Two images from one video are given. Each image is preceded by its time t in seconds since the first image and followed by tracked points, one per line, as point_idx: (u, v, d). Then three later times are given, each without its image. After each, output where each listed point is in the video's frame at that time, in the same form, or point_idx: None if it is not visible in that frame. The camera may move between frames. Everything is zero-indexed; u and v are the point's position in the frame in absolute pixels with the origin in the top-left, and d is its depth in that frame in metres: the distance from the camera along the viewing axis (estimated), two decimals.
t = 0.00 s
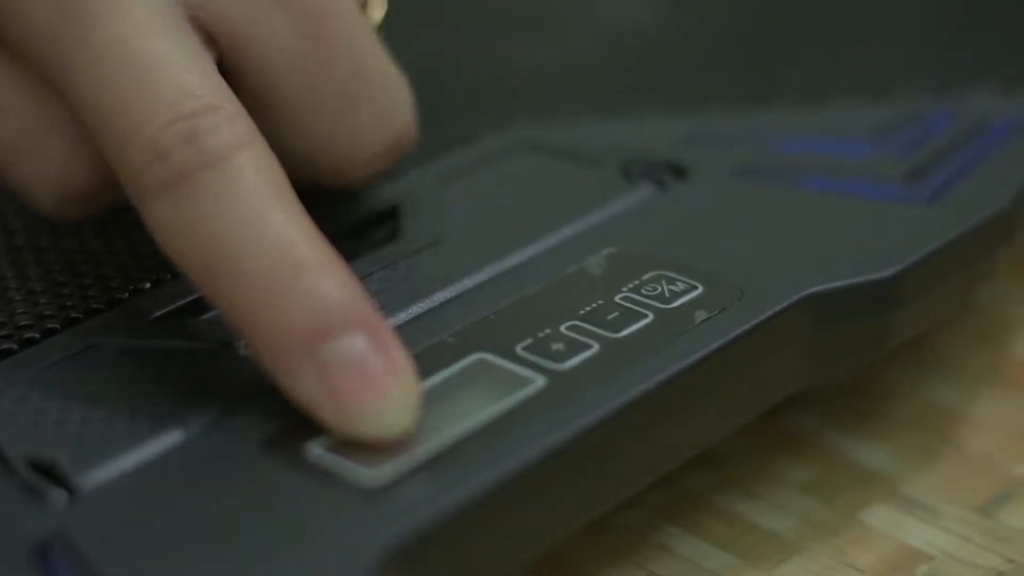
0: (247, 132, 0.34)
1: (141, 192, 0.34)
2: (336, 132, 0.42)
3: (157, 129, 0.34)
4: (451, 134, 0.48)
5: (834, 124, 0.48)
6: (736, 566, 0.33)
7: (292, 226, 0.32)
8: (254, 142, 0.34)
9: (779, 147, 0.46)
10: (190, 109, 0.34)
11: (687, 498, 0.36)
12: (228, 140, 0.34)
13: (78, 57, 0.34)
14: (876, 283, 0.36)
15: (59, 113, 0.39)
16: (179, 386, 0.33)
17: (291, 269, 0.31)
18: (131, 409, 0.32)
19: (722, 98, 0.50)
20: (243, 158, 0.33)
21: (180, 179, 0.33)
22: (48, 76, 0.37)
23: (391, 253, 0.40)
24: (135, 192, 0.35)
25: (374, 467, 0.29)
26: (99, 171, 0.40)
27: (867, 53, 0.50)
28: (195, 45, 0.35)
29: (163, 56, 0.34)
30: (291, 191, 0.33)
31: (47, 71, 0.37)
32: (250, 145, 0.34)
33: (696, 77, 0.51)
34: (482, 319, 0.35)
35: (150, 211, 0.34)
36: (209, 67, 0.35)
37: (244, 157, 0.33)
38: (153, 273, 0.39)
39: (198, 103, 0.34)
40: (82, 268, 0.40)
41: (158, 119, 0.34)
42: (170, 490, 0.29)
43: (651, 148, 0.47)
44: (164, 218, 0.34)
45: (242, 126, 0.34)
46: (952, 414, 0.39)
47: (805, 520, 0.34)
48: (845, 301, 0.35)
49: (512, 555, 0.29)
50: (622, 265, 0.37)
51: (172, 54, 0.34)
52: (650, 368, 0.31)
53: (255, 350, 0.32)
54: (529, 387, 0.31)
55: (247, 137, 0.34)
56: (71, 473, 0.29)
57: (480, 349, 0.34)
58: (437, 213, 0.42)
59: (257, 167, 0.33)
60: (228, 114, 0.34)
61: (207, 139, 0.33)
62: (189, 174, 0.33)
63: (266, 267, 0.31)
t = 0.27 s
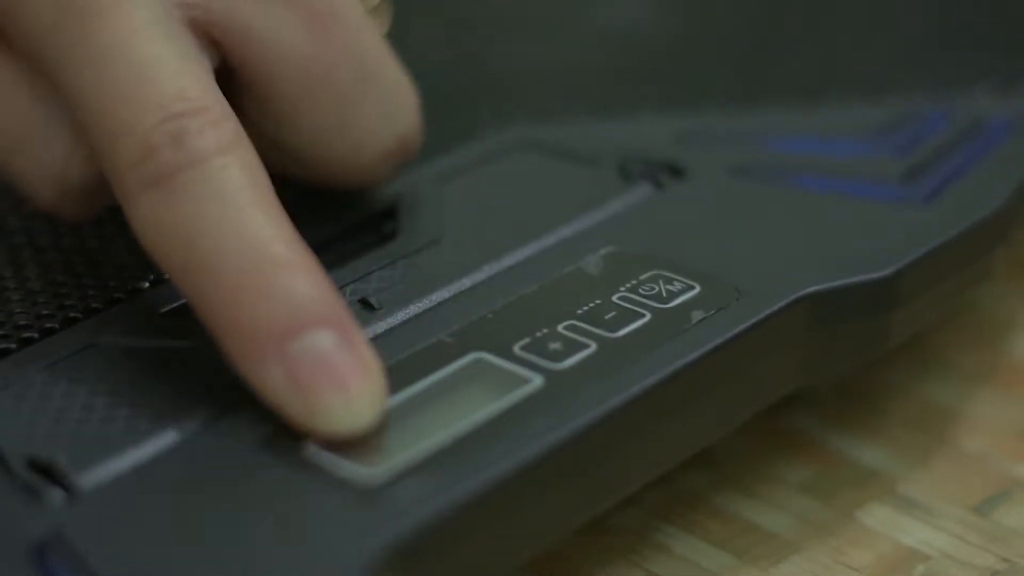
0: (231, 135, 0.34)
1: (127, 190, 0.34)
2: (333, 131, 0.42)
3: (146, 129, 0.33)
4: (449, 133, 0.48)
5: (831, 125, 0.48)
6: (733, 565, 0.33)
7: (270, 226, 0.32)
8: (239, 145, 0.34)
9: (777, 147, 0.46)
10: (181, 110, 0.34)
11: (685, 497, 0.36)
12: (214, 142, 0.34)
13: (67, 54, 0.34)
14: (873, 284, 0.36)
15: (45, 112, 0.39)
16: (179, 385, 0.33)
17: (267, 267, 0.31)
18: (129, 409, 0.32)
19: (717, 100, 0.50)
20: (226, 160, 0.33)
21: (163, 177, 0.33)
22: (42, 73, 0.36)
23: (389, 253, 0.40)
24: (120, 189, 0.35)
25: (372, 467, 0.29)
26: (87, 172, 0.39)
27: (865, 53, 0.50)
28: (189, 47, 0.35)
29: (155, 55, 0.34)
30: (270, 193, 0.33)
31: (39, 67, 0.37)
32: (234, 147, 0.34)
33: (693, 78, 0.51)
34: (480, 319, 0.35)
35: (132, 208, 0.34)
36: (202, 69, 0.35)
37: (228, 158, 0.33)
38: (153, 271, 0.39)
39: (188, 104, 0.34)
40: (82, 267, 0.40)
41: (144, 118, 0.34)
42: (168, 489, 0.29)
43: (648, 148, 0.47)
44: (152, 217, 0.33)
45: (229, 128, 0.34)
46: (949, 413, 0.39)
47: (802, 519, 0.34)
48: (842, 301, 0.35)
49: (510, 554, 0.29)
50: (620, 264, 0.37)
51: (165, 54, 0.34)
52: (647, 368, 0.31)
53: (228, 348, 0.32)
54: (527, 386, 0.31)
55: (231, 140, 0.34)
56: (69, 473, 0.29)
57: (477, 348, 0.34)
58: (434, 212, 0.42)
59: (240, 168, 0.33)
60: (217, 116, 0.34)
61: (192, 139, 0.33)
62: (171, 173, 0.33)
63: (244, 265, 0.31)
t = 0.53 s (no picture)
0: (224, 138, 0.34)
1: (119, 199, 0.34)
2: (322, 132, 0.42)
3: (137, 135, 0.34)
4: (446, 134, 0.48)
5: (824, 127, 0.48)
6: (730, 564, 0.33)
7: (266, 229, 0.32)
8: (232, 148, 0.34)
9: (771, 149, 0.46)
10: (171, 116, 0.34)
11: (682, 496, 0.36)
12: (206, 146, 0.34)
13: (53, 60, 0.35)
14: (868, 285, 0.36)
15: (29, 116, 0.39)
16: (179, 384, 0.33)
17: (265, 269, 0.31)
18: (129, 408, 0.32)
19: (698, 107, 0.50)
20: (219, 164, 0.33)
21: (156, 184, 0.33)
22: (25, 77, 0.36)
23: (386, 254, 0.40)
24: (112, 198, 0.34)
25: (373, 467, 0.29)
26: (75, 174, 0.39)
27: (857, 56, 0.51)
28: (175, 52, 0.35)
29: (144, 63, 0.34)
30: (265, 197, 0.33)
31: (26, 74, 0.37)
32: (227, 150, 0.34)
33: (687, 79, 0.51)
34: (478, 319, 0.35)
35: (126, 217, 0.34)
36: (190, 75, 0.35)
37: (221, 162, 0.33)
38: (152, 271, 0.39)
39: (178, 110, 0.34)
40: (81, 267, 0.40)
41: (137, 126, 0.34)
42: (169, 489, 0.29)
43: (643, 150, 0.47)
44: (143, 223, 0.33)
45: (220, 132, 0.34)
46: (942, 413, 0.39)
47: (798, 518, 0.35)
48: (837, 302, 0.36)
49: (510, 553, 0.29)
50: (617, 266, 0.38)
51: (155, 63, 0.34)
52: (646, 369, 0.32)
53: (227, 351, 0.32)
54: (525, 386, 0.32)
55: (224, 143, 0.34)
56: (70, 473, 0.29)
57: (476, 349, 0.34)
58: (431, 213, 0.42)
59: (235, 171, 0.33)
60: (207, 122, 0.34)
61: (185, 145, 0.33)
62: (165, 179, 0.33)
63: (240, 269, 0.31)
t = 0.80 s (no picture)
0: (221, 143, 0.34)
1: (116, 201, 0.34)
2: (320, 134, 0.42)
3: (132, 139, 0.34)
4: (445, 134, 0.48)
5: (823, 126, 0.48)
6: (726, 564, 0.33)
7: (262, 228, 0.32)
8: (227, 151, 0.34)
9: (770, 148, 0.46)
10: (166, 120, 0.34)
11: (679, 496, 0.36)
12: (201, 148, 0.34)
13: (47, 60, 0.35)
14: (864, 284, 0.36)
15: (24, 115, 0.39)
16: (177, 384, 0.33)
17: (261, 269, 0.32)
18: (127, 409, 0.32)
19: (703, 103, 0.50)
20: (215, 164, 0.33)
21: (151, 186, 0.33)
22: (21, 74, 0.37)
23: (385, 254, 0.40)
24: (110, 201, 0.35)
25: (369, 466, 0.29)
26: (69, 173, 0.39)
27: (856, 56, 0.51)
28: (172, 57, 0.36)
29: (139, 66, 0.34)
30: (260, 197, 0.34)
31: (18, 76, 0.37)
32: (223, 154, 0.34)
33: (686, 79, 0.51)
34: (475, 319, 0.35)
35: (123, 219, 0.34)
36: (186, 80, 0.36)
37: (216, 162, 0.34)
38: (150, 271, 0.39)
39: (174, 113, 0.34)
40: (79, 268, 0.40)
41: (133, 129, 0.34)
42: (166, 489, 0.29)
43: (642, 150, 0.47)
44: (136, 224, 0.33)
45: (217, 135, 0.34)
46: (940, 413, 0.39)
47: (795, 518, 0.35)
48: (833, 302, 0.36)
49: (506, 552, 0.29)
50: (614, 266, 0.38)
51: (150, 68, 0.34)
52: (641, 369, 0.32)
53: (225, 355, 0.32)
54: (523, 386, 0.32)
55: (219, 146, 0.34)
56: (68, 473, 0.29)
57: (473, 348, 0.34)
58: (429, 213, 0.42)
59: (228, 172, 0.33)
60: (202, 125, 0.34)
61: (179, 146, 0.34)
62: (159, 182, 0.33)
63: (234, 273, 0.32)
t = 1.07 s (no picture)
0: None
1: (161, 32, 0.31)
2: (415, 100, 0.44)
3: None
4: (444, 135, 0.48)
5: (821, 127, 0.48)
6: (722, 566, 0.33)
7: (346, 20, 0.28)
8: None
9: (768, 150, 0.46)
10: None
11: (675, 498, 0.36)
12: None
13: None
14: (861, 285, 0.36)
15: None
16: (173, 387, 0.33)
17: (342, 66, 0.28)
18: (125, 411, 0.32)
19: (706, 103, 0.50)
20: None
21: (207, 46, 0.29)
22: None
23: (382, 257, 0.40)
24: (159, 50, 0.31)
25: (365, 468, 0.29)
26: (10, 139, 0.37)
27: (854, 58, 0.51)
28: None
29: None
30: None
31: None
32: None
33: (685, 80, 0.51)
34: (472, 321, 0.36)
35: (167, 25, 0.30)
36: None
37: None
38: (148, 274, 0.40)
39: None
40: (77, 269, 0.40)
41: None
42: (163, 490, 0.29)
43: (640, 151, 0.47)
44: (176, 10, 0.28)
45: None
46: (936, 414, 0.39)
47: (791, 520, 0.35)
48: (830, 303, 0.36)
49: (501, 555, 0.29)
50: (611, 268, 0.38)
51: None
52: (636, 371, 0.32)
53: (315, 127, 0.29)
54: (518, 389, 0.32)
55: None
56: (65, 474, 0.30)
57: (469, 350, 0.34)
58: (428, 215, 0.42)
59: None
60: None
61: None
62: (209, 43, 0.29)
63: None
